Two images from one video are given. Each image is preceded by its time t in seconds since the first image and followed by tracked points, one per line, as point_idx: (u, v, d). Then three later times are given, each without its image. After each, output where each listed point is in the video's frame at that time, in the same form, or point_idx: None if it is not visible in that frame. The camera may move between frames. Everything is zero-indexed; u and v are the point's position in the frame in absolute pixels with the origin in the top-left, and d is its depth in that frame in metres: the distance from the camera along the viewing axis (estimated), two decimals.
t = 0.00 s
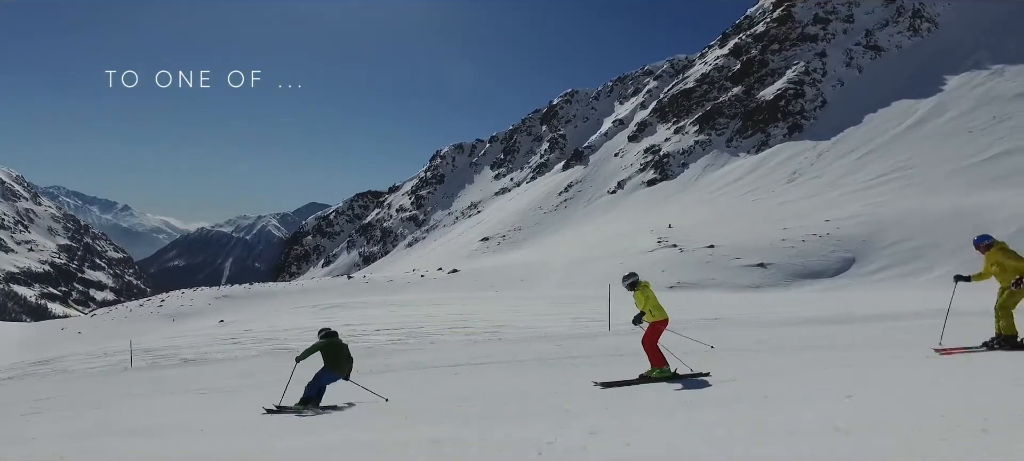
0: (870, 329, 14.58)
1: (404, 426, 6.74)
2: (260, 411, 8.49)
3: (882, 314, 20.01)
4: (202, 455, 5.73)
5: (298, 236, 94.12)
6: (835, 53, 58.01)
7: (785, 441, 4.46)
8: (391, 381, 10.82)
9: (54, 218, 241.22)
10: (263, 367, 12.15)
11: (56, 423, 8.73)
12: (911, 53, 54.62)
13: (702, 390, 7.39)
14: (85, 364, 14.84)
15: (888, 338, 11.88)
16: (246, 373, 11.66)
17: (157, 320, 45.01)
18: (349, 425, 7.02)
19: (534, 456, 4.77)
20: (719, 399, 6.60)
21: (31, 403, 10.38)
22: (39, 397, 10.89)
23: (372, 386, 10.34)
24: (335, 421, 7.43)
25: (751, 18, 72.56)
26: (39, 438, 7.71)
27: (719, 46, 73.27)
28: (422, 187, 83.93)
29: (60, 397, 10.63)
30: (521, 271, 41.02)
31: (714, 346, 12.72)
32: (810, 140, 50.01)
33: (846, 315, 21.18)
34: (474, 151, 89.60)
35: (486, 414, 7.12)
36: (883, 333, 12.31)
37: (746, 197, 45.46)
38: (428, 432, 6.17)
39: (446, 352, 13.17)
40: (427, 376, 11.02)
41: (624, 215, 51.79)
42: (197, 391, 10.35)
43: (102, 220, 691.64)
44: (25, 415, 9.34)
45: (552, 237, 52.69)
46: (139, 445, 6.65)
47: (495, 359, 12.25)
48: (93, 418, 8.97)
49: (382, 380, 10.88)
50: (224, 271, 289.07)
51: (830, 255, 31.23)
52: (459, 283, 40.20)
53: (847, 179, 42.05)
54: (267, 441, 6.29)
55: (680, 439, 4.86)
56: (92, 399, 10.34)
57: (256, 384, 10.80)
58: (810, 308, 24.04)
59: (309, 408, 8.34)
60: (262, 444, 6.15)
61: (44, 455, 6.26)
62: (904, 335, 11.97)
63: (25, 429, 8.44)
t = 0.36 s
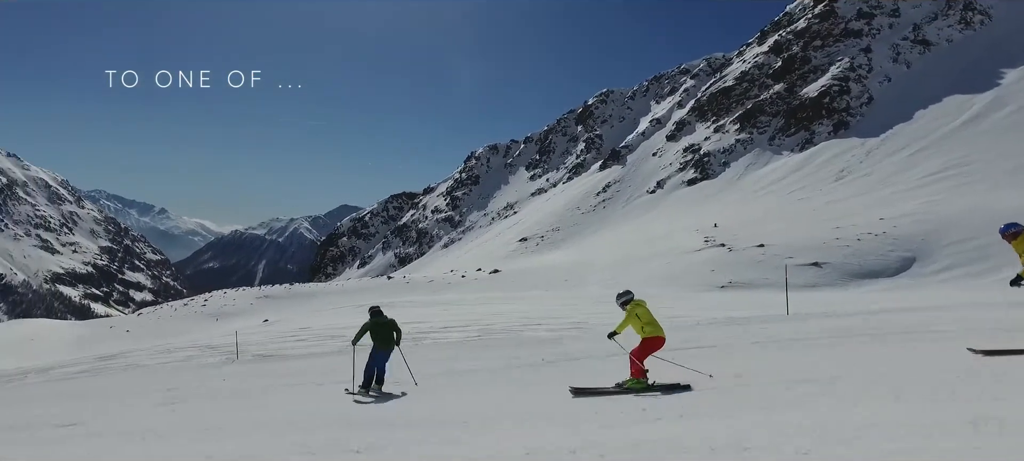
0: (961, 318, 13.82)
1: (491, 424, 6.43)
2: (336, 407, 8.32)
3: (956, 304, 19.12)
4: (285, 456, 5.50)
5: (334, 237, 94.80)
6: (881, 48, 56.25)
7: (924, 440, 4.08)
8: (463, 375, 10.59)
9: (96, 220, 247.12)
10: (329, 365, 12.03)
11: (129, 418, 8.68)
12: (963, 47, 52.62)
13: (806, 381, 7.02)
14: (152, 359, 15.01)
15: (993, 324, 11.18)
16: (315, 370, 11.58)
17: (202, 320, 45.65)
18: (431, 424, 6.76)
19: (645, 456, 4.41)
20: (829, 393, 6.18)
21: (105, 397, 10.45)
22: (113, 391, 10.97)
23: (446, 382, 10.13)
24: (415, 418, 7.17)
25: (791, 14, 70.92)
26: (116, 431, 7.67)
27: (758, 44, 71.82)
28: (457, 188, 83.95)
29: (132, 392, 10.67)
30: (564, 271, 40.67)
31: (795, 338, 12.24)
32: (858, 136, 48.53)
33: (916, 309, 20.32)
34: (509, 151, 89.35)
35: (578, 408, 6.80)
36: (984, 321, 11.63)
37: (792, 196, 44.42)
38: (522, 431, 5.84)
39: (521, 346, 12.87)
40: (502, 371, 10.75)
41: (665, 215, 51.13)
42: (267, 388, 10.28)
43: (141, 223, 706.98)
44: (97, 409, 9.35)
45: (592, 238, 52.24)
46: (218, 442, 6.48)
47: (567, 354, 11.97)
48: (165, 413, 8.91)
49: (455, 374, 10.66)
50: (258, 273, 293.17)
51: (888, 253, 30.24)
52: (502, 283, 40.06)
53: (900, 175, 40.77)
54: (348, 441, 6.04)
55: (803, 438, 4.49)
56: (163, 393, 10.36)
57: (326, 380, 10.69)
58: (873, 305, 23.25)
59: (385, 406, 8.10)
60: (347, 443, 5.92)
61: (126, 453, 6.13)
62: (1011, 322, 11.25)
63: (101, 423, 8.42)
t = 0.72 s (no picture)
0: None
1: (569, 405, 6.05)
2: (394, 390, 7.99)
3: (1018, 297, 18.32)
4: (356, 441, 5.15)
5: (356, 239, 94.81)
6: (912, 45, 55.13)
7: None
8: (521, 358, 10.25)
9: (119, 223, 249.88)
10: (378, 356, 11.76)
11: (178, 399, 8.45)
12: (1000, 43, 51.28)
13: (909, 367, 6.50)
14: (198, 356, 14.90)
15: None
16: (365, 360, 11.31)
17: (229, 320, 45.73)
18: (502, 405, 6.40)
19: (783, 448, 3.93)
20: (938, 377, 5.72)
21: (154, 390, 10.27)
22: (162, 386, 10.80)
23: (505, 364, 9.80)
24: (483, 399, 6.81)
25: (818, 13, 69.87)
26: (169, 412, 7.41)
27: (784, 43, 70.90)
28: (478, 189, 83.67)
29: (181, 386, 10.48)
30: (594, 270, 40.25)
31: (870, 325, 11.68)
32: (891, 135, 47.42)
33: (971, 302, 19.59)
34: (530, 152, 88.94)
35: (660, 392, 6.41)
36: None
37: (825, 195, 43.63)
38: (606, 412, 5.45)
39: (582, 339, 12.44)
40: (560, 353, 10.42)
41: (693, 216, 50.59)
42: (319, 373, 10.02)
43: (162, 225, 715.14)
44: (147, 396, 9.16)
45: (618, 239, 51.74)
46: (278, 426, 6.17)
47: (626, 341, 11.61)
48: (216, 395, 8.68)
49: (512, 357, 10.32)
50: (276, 274, 294.86)
51: (933, 253, 29.40)
52: (531, 283, 39.73)
53: (938, 173, 39.75)
54: (417, 424, 5.68)
55: (936, 423, 4.06)
56: (213, 384, 10.17)
57: (378, 368, 10.41)
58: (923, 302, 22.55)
59: (446, 388, 7.76)
60: (418, 427, 5.57)
61: (185, 439, 5.83)
62: None
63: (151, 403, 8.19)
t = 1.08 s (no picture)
0: None
1: (659, 398, 5.80)
2: (456, 383, 7.74)
3: None
4: (448, 437, 4.89)
5: (361, 238, 94.37)
6: (925, 46, 54.88)
7: None
8: (576, 352, 10.01)
9: (120, 222, 249.09)
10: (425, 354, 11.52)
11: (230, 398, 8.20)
12: (1014, 44, 51.04)
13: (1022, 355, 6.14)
14: (233, 355, 14.67)
15: None
16: (412, 358, 11.07)
17: (240, 319, 45.46)
18: (583, 398, 6.14)
19: (959, 437, 3.56)
20: None
21: (197, 392, 10.02)
22: (205, 389, 10.56)
23: (563, 358, 9.55)
24: (560, 393, 6.55)
25: (827, 13, 69.64)
26: (227, 409, 7.17)
27: (793, 43, 70.70)
28: (485, 189, 83.38)
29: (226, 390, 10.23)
30: (609, 270, 40.01)
31: (937, 316, 11.30)
32: (905, 135, 47.18)
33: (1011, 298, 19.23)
34: (537, 152, 88.69)
35: (750, 384, 6.16)
36: None
37: (840, 196, 43.38)
38: (706, 406, 5.20)
39: (635, 336, 12.08)
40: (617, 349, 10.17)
41: (705, 216, 50.40)
42: (370, 374, 9.76)
43: (161, 224, 714.28)
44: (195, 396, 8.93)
45: (630, 239, 51.49)
46: (350, 422, 5.91)
47: (678, 336, 11.37)
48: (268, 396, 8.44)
49: (568, 352, 10.06)
50: (277, 274, 294.13)
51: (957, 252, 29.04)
52: (546, 282, 39.49)
53: (956, 173, 39.44)
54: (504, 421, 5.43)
55: None
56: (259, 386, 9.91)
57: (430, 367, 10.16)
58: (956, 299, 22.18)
59: (513, 381, 7.50)
60: (506, 423, 5.30)
61: (257, 437, 5.58)
62: None
63: (205, 401, 7.96)
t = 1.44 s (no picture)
0: None
1: (763, 399, 5.65)
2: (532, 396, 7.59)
3: None
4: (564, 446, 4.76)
5: (372, 239, 94.29)
6: (944, 43, 54.42)
7: None
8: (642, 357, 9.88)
9: (127, 224, 249.62)
10: (482, 360, 11.40)
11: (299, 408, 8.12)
12: None
13: None
14: (278, 353, 14.60)
15: None
16: (471, 365, 10.94)
17: (258, 319, 45.37)
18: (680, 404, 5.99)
19: None
20: None
21: (254, 396, 9.92)
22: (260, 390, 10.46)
23: (629, 365, 9.40)
24: (651, 402, 6.40)
25: (842, 12, 69.28)
26: (299, 421, 7.02)
27: (807, 42, 70.34)
28: (497, 189, 83.16)
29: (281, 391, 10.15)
30: (630, 268, 39.76)
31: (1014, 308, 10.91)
32: (926, 133, 46.77)
33: None
34: (549, 152, 88.41)
35: (852, 384, 5.99)
36: None
37: (861, 194, 42.97)
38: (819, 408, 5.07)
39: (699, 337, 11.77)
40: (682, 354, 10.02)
41: (723, 215, 50.12)
42: (432, 381, 9.63)
43: (167, 226, 716.09)
44: (257, 404, 8.83)
45: (648, 239, 51.21)
46: (442, 436, 5.77)
47: (740, 339, 11.21)
48: (335, 402, 8.36)
49: (632, 357, 9.88)
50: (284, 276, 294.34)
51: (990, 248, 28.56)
52: (566, 281, 39.27)
53: (980, 170, 38.96)
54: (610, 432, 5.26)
55: None
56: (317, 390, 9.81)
57: (493, 374, 10.04)
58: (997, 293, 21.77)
59: (592, 392, 7.36)
60: (615, 430, 5.17)
61: (354, 452, 5.42)
62: None
63: (274, 412, 7.88)
